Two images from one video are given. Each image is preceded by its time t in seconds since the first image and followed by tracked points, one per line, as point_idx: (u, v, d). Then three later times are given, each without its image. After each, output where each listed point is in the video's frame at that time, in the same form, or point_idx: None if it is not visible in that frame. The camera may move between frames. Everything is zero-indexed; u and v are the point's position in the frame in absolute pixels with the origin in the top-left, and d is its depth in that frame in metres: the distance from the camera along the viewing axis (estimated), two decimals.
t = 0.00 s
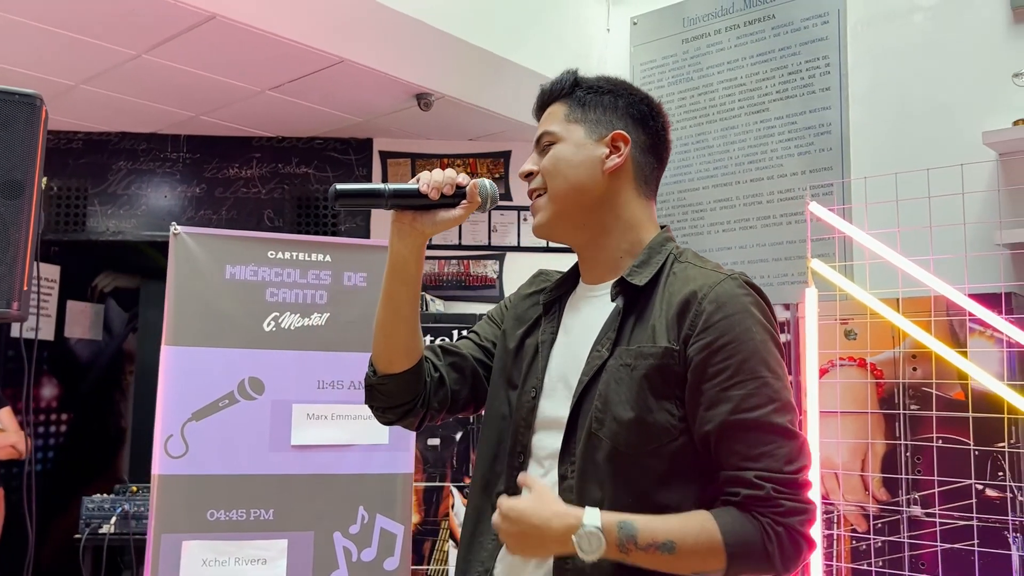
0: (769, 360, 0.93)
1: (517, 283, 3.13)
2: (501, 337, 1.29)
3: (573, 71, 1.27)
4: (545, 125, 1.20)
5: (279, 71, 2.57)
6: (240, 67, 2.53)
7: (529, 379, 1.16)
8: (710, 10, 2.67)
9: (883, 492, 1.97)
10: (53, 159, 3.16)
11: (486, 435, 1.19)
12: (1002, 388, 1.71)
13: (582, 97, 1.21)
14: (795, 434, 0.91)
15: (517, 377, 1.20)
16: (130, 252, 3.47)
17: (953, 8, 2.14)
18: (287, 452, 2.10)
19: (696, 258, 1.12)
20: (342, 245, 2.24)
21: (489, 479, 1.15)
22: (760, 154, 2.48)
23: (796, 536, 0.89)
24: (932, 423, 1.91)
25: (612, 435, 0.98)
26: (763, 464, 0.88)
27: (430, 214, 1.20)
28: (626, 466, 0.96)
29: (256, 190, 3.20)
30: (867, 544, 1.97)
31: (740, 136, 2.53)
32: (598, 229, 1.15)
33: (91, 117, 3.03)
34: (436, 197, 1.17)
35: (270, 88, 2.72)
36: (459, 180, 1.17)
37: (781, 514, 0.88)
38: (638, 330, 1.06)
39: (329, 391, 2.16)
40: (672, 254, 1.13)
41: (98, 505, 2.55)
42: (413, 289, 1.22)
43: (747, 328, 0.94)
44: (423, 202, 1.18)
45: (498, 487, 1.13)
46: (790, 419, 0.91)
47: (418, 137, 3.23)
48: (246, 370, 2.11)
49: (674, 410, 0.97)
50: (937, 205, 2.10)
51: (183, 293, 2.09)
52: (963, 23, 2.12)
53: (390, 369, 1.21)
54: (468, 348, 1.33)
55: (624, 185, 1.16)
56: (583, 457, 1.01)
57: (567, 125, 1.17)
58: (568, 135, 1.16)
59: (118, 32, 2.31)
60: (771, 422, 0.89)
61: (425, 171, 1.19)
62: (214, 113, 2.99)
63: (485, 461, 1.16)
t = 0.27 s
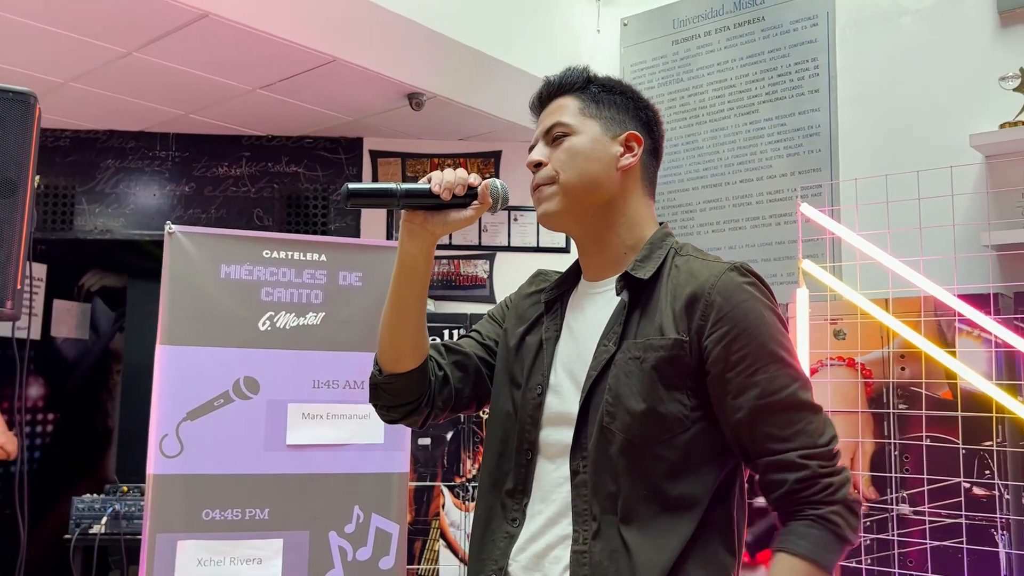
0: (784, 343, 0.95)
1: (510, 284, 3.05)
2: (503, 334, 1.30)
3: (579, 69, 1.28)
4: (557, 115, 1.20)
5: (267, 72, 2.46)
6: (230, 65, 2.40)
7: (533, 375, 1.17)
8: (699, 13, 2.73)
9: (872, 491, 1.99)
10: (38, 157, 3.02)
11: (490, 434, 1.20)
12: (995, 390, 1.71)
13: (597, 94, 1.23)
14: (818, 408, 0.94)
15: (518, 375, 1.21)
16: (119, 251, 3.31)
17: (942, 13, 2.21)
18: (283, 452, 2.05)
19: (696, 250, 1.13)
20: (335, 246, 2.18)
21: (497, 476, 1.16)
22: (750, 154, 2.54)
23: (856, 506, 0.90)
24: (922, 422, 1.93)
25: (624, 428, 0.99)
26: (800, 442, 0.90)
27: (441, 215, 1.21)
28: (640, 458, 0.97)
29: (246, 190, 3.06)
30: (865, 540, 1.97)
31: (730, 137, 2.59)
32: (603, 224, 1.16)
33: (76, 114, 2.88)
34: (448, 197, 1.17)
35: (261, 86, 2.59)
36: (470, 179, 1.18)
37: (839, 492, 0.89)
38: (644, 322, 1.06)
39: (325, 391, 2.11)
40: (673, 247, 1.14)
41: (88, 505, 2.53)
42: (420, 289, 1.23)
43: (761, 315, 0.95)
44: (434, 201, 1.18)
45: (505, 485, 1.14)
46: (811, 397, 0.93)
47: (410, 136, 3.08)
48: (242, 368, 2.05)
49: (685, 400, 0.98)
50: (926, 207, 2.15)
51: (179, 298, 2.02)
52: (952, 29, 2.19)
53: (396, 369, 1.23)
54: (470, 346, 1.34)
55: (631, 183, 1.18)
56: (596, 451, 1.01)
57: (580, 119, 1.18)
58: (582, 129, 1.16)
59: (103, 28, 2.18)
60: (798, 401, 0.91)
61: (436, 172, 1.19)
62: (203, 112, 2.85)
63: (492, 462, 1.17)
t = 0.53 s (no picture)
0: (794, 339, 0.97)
1: (497, 284, 3.04)
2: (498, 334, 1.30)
3: (577, 66, 1.30)
4: (557, 115, 1.20)
5: (254, 70, 2.42)
6: (216, 61, 2.35)
7: (530, 375, 1.17)
8: (685, 13, 2.77)
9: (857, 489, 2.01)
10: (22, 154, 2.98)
11: (487, 434, 1.20)
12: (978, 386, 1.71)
13: (598, 93, 1.24)
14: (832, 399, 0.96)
15: (513, 373, 1.21)
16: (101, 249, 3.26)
17: (925, 16, 2.24)
18: (271, 451, 2.03)
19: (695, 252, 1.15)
20: (326, 243, 2.17)
21: (494, 476, 1.17)
22: (737, 155, 2.57)
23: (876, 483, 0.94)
24: (907, 421, 1.96)
25: (628, 425, 0.99)
26: (823, 430, 0.92)
27: (439, 218, 1.23)
28: (643, 455, 0.98)
29: (232, 188, 3.03)
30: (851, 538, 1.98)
31: (716, 137, 2.63)
32: (605, 226, 1.17)
33: (60, 110, 2.83)
34: (445, 200, 1.18)
35: (248, 83, 2.54)
36: (467, 181, 1.20)
37: (861, 472, 0.92)
38: (645, 322, 1.08)
39: (314, 389, 2.10)
40: (672, 248, 1.16)
41: (72, 505, 2.51)
42: (418, 292, 1.24)
43: (769, 312, 0.97)
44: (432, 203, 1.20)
45: (501, 485, 1.14)
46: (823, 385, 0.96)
47: (397, 135, 3.08)
48: (230, 366, 2.03)
49: (689, 399, 0.99)
50: (911, 208, 2.17)
51: (166, 295, 2.01)
52: (938, 31, 2.21)
53: (393, 373, 1.22)
54: (465, 345, 1.34)
55: (631, 186, 1.19)
56: (598, 448, 1.02)
57: (580, 119, 1.18)
58: (583, 129, 1.17)
59: (89, 23, 2.11)
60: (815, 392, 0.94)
61: (433, 174, 1.21)
62: (189, 109, 2.81)
63: (489, 463, 1.17)
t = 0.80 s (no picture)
0: (769, 371, 0.99)
1: (483, 284, 3.03)
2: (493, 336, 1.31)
3: (583, 65, 1.30)
4: (564, 112, 1.21)
5: (240, 68, 2.40)
6: (203, 59, 2.33)
7: (529, 377, 1.20)
8: (670, 15, 2.78)
9: (842, 488, 2.02)
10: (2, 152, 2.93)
11: (482, 435, 1.22)
12: (960, 386, 1.75)
13: (604, 93, 1.25)
14: (786, 446, 0.98)
15: (513, 373, 1.23)
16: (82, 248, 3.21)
17: (909, 18, 2.26)
18: (257, 451, 2.01)
19: (695, 261, 1.17)
20: (313, 243, 2.15)
21: (487, 479, 1.18)
22: (722, 156, 2.59)
23: (788, 544, 0.97)
24: (892, 420, 1.97)
25: (621, 432, 1.02)
26: (756, 470, 0.96)
27: (443, 224, 1.24)
28: (637, 463, 1.00)
29: (216, 188, 3.01)
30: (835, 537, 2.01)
31: (702, 138, 2.64)
32: (607, 227, 1.18)
33: (41, 107, 2.79)
34: (451, 201, 1.19)
35: (233, 82, 2.53)
36: (471, 184, 1.22)
37: (778, 524, 0.95)
38: (644, 330, 1.10)
39: (301, 389, 2.08)
40: (671, 256, 1.17)
41: (54, 507, 2.48)
42: (421, 299, 1.24)
43: (751, 336, 1.00)
44: (437, 206, 1.21)
45: (494, 488, 1.16)
46: (784, 425, 0.98)
47: (383, 134, 3.07)
48: (215, 366, 2.01)
49: (680, 407, 1.02)
50: (896, 208, 2.19)
51: (152, 299, 1.98)
52: (923, 33, 2.23)
53: (394, 382, 1.24)
54: (460, 348, 1.35)
55: (633, 187, 1.20)
56: (593, 455, 1.04)
57: (586, 118, 1.19)
58: (588, 128, 1.18)
59: (72, 21, 2.10)
60: (767, 431, 0.96)
61: (437, 177, 1.22)
62: (174, 108, 2.78)
63: (483, 466, 1.19)
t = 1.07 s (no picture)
0: (750, 375, 0.99)
1: (470, 285, 3.02)
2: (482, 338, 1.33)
3: (573, 69, 1.31)
4: (555, 115, 1.22)
5: (225, 68, 2.38)
6: (188, 59, 2.32)
7: (516, 377, 1.22)
8: (657, 17, 2.83)
9: (826, 488, 2.05)
10: None
11: (469, 435, 1.25)
12: (941, 387, 1.79)
13: (593, 98, 1.26)
14: (764, 452, 0.97)
15: (502, 373, 1.26)
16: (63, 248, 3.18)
17: (893, 22, 2.29)
18: (242, 453, 1.97)
19: (683, 265, 1.18)
20: (296, 243, 2.09)
21: (473, 479, 1.21)
22: (708, 158, 2.61)
23: (754, 547, 0.95)
24: (875, 422, 1.99)
25: (604, 434, 1.04)
26: (730, 472, 0.94)
27: (434, 232, 1.25)
28: (619, 465, 1.02)
29: (201, 187, 2.99)
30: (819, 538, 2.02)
31: (688, 139, 2.67)
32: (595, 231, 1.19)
33: (22, 106, 2.75)
34: (445, 207, 1.21)
35: (218, 82, 2.52)
36: (463, 190, 1.23)
37: (744, 522, 0.93)
38: (631, 333, 1.11)
39: (286, 392, 2.03)
40: (660, 261, 1.18)
41: (36, 510, 2.45)
42: (416, 308, 1.26)
43: (734, 342, 1.00)
44: (431, 212, 1.22)
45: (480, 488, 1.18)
46: (762, 432, 0.97)
47: (369, 134, 3.06)
48: (200, 368, 1.96)
49: (663, 410, 1.03)
50: (879, 211, 2.22)
51: (136, 303, 1.93)
52: (905, 38, 2.27)
53: (392, 393, 1.24)
54: (452, 354, 1.37)
55: (622, 192, 1.21)
56: (577, 456, 1.06)
57: (574, 122, 1.20)
58: (577, 132, 1.19)
59: (55, 19, 2.08)
60: (742, 435, 0.95)
61: (429, 185, 1.23)
62: (158, 107, 2.76)
63: (468, 466, 1.22)
